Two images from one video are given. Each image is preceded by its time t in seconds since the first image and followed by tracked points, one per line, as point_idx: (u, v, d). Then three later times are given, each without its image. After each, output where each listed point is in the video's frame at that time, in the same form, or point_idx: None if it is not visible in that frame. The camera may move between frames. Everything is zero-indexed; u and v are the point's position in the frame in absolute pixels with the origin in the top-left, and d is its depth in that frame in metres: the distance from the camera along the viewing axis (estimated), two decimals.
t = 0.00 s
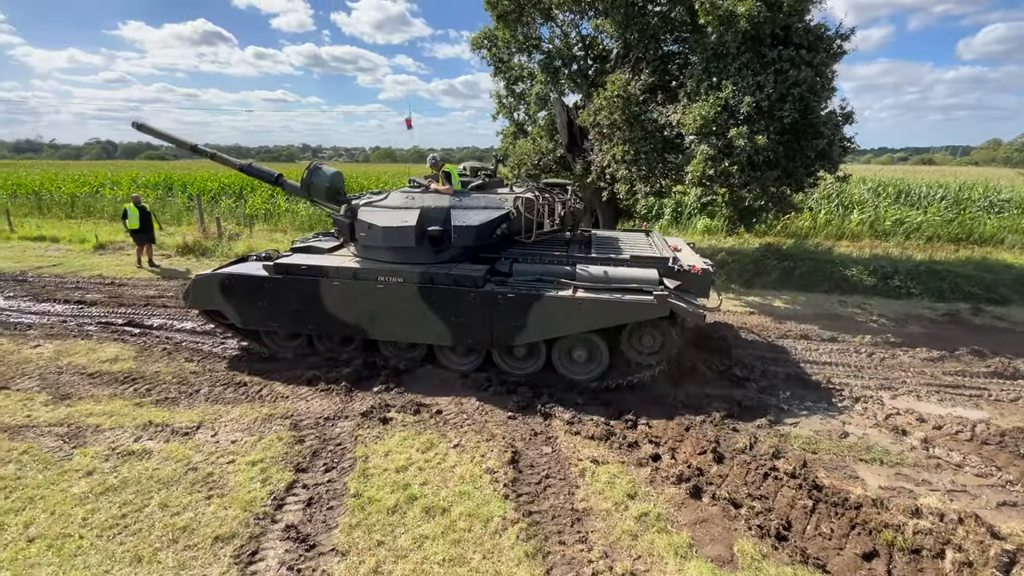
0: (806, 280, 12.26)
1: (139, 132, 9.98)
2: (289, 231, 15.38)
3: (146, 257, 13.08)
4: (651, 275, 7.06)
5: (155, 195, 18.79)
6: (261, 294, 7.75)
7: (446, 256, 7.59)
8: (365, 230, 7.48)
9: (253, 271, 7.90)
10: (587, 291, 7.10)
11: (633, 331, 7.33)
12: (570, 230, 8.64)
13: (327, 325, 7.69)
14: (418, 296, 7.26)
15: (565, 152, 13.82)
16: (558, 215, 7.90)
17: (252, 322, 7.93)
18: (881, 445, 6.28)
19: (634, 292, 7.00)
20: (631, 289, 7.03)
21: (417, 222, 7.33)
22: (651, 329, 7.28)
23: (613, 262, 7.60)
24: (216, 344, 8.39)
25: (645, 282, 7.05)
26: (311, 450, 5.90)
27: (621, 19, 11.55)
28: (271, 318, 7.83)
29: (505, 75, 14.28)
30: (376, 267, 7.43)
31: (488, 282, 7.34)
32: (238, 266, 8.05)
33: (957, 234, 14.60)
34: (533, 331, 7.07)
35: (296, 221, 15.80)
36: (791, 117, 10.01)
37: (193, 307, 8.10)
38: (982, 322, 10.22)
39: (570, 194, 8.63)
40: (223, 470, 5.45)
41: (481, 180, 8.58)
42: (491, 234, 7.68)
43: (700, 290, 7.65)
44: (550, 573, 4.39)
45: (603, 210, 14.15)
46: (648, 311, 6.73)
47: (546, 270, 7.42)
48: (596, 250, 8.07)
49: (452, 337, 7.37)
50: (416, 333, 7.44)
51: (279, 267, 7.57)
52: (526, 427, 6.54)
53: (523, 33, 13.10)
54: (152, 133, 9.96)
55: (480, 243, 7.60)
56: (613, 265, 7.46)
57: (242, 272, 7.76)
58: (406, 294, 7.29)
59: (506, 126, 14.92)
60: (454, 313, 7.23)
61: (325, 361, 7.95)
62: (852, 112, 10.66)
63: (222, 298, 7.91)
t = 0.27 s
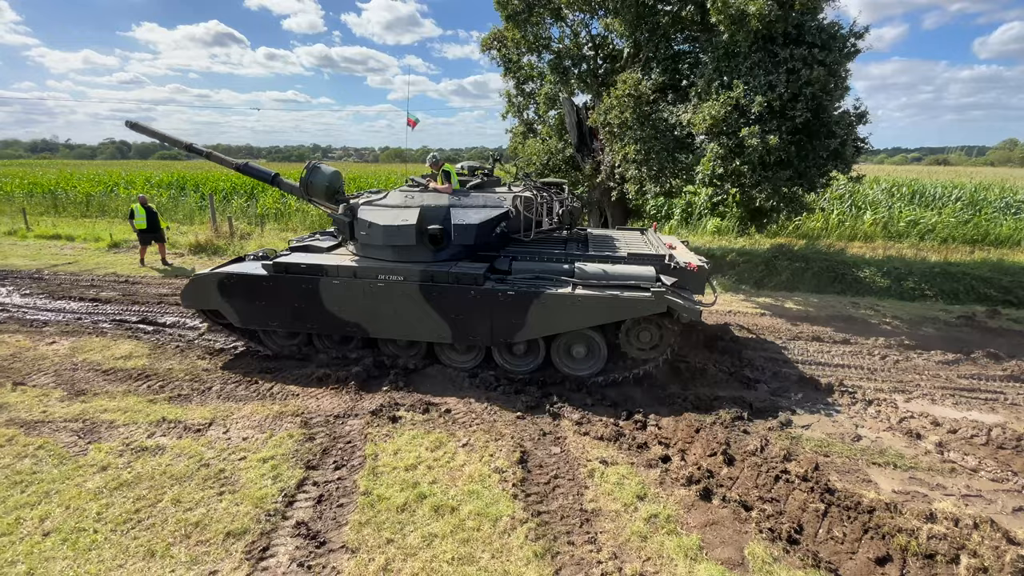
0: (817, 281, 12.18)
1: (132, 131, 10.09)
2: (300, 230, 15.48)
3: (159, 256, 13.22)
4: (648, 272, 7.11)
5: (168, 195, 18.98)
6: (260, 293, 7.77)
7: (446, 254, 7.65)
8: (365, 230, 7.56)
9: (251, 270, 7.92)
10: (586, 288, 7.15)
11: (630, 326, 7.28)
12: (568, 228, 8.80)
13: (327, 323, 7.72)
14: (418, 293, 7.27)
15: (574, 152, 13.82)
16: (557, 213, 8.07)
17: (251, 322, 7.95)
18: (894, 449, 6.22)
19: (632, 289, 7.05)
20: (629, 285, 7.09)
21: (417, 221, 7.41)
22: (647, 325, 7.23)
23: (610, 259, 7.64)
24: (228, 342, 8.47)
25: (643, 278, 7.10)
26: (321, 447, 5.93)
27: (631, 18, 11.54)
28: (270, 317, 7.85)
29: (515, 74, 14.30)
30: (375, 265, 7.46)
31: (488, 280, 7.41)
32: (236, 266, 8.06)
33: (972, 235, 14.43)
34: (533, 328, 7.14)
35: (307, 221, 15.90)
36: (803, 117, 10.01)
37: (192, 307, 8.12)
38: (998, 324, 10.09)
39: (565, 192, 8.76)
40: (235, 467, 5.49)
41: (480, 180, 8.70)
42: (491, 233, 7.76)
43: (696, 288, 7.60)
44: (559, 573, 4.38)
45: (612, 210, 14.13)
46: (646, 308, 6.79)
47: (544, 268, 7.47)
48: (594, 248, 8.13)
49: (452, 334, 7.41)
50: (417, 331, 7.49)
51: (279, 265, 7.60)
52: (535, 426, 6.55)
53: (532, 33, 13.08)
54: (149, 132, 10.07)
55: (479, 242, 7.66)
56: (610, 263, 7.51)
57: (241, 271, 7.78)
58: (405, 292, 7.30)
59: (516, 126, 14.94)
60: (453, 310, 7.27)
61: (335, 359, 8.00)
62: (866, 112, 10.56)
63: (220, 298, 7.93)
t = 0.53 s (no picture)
0: (829, 283, 12.11)
1: (135, 130, 10.16)
2: (310, 229, 15.56)
3: (171, 254, 13.34)
4: (644, 272, 7.14)
5: (180, 194, 19.16)
6: (261, 290, 7.82)
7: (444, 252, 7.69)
8: (364, 228, 7.61)
9: (252, 267, 7.98)
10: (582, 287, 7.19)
11: (627, 326, 7.47)
12: (565, 228, 8.84)
13: (326, 321, 7.77)
14: (416, 291, 7.32)
15: (583, 152, 13.82)
16: (552, 212, 8.17)
17: (251, 319, 8.02)
18: (908, 452, 6.17)
19: (628, 288, 7.08)
20: (625, 285, 7.12)
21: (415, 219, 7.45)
22: (644, 324, 7.41)
23: (607, 259, 7.67)
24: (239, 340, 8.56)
25: (640, 278, 7.13)
26: (331, 445, 5.97)
27: (641, 17, 11.55)
28: (270, 315, 7.90)
29: (525, 73, 14.32)
30: (373, 263, 7.50)
31: (486, 279, 7.45)
32: (238, 263, 8.13)
33: (988, 237, 14.26)
34: (529, 326, 7.19)
35: (318, 220, 15.99)
36: (815, 116, 9.94)
37: (194, 304, 8.20)
38: (1015, 328, 9.98)
39: (563, 193, 8.82)
40: (246, 463, 5.54)
41: (478, 179, 8.75)
42: (488, 231, 7.79)
43: (693, 288, 7.65)
44: (567, 573, 4.38)
45: (622, 210, 14.12)
46: (642, 308, 6.83)
47: (541, 266, 7.51)
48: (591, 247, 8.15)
49: (449, 332, 7.45)
50: (414, 328, 7.53)
51: (279, 263, 7.65)
52: (543, 426, 6.55)
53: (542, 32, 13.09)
54: (152, 130, 10.16)
55: (477, 240, 7.70)
56: (606, 262, 7.55)
57: (242, 269, 7.85)
58: (403, 290, 7.34)
59: (525, 125, 14.95)
60: (451, 308, 7.32)
61: (345, 357, 8.05)
62: (880, 111, 10.49)
63: (221, 294, 8.00)
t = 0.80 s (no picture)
0: (842, 284, 12.02)
1: (143, 129, 10.31)
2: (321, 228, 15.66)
3: (183, 252, 13.47)
4: (639, 273, 7.14)
5: (192, 193, 19.33)
6: (261, 287, 7.90)
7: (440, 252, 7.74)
8: (361, 227, 7.68)
9: (253, 264, 8.07)
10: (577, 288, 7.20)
11: (621, 327, 7.52)
12: (563, 228, 8.86)
13: (324, 318, 7.82)
14: (412, 290, 7.37)
15: (593, 151, 13.82)
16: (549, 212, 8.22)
17: (251, 316, 8.10)
18: (922, 456, 6.11)
19: (622, 289, 7.09)
20: (619, 286, 7.13)
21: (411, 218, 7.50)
22: (639, 326, 7.46)
23: (603, 260, 7.68)
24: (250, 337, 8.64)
25: (634, 279, 7.13)
26: (340, 443, 6.01)
27: (652, 16, 11.55)
28: (269, 311, 7.98)
29: (534, 73, 14.33)
30: (370, 261, 7.55)
31: (481, 278, 7.48)
32: (239, 260, 8.22)
33: (1005, 238, 14.09)
34: (523, 325, 7.21)
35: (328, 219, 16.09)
36: (829, 115, 9.84)
37: (196, 300, 8.31)
38: None
39: (560, 193, 8.85)
40: (256, 460, 5.59)
41: (476, 178, 8.79)
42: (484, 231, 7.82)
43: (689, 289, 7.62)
44: (575, 574, 4.38)
45: (631, 210, 14.09)
46: (635, 309, 6.84)
47: (536, 267, 7.53)
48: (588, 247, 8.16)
49: (444, 330, 7.49)
50: (410, 326, 7.58)
51: (278, 260, 7.73)
52: (551, 426, 6.56)
53: (552, 31, 13.09)
54: (158, 129, 10.28)
55: (472, 240, 7.74)
56: (601, 263, 7.56)
57: (243, 266, 7.93)
58: (399, 289, 7.39)
59: (535, 125, 14.95)
60: (445, 307, 7.36)
61: (354, 355, 8.10)
62: (894, 111, 10.39)
63: (222, 291, 8.09)
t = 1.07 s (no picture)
0: (854, 286, 11.93)
1: (149, 129, 10.43)
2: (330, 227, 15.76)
3: (195, 251, 13.61)
4: (633, 272, 7.14)
5: (205, 193, 19.50)
6: (261, 284, 8.01)
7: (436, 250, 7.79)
8: (358, 226, 7.75)
9: (253, 262, 8.19)
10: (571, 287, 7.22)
11: (616, 327, 7.59)
12: (560, 228, 8.88)
13: (322, 316, 7.92)
14: (408, 288, 7.43)
15: (602, 152, 13.82)
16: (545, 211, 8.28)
17: (251, 312, 8.21)
18: (936, 460, 6.06)
19: (616, 288, 7.10)
20: (613, 286, 7.14)
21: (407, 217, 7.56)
22: (634, 326, 7.53)
23: (598, 259, 7.69)
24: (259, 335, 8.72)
25: (628, 279, 7.14)
26: (349, 441, 6.06)
27: (662, 16, 11.56)
28: (269, 308, 8.08)
29: (543, 73, 14.36)
30: (367, 260, 7.63)
31: (476, 277, 7.52)
32: (240, 258, 8.35)
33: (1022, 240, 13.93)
34: (518, 324, 7.24)
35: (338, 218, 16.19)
36: (842, 115, 9.71)
37: (198, 297, 8.43)
38: None
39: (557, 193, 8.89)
40: (266, 457, 5.65)
41: (474, 177, 8.84)
42: (480, 230, 7.87)
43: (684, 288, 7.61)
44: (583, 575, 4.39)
45: (640, 210, 14.07)
46: (628, 309, 6.84)
47: (531, 266, 7.57)
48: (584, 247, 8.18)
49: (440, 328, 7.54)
50: (406, 325, 7.63)
51: (278, 257, 7.84)
52: (559, 427, 6.57)
53: (562, 31, 13.10)
54: (164, 129, 10.40)
55: (468, 239, 7.78)
56: (596, 262, 7.57)
57: (243, 264, 8.05)
58: (395, 287, 7.46)
59: (543, 125, 14.97)
60: (441, 305, 7.41)
61: (362, 354, 8.15)
62: (909, 110, 10.30)
63: (223, 288, 8.21)
